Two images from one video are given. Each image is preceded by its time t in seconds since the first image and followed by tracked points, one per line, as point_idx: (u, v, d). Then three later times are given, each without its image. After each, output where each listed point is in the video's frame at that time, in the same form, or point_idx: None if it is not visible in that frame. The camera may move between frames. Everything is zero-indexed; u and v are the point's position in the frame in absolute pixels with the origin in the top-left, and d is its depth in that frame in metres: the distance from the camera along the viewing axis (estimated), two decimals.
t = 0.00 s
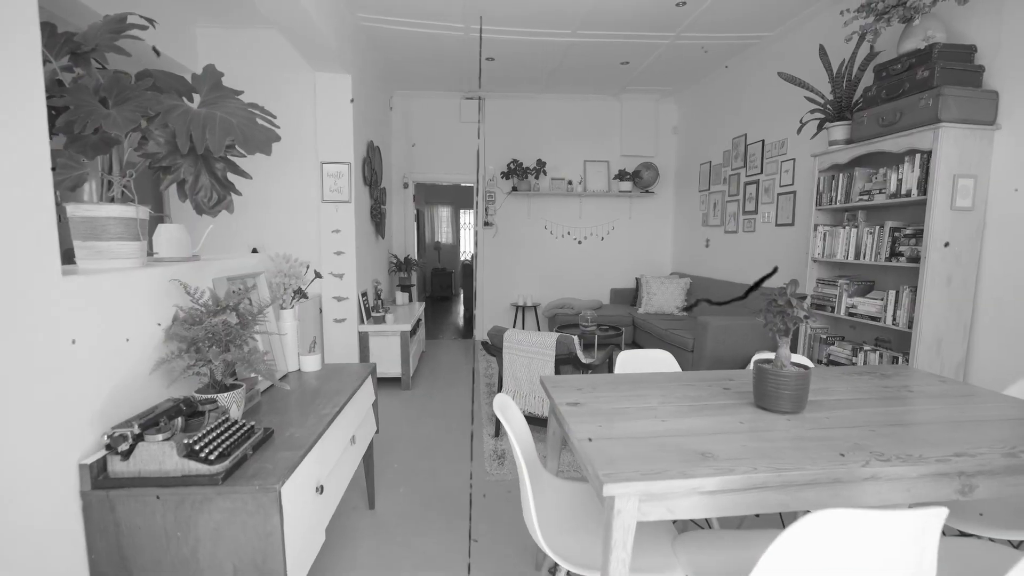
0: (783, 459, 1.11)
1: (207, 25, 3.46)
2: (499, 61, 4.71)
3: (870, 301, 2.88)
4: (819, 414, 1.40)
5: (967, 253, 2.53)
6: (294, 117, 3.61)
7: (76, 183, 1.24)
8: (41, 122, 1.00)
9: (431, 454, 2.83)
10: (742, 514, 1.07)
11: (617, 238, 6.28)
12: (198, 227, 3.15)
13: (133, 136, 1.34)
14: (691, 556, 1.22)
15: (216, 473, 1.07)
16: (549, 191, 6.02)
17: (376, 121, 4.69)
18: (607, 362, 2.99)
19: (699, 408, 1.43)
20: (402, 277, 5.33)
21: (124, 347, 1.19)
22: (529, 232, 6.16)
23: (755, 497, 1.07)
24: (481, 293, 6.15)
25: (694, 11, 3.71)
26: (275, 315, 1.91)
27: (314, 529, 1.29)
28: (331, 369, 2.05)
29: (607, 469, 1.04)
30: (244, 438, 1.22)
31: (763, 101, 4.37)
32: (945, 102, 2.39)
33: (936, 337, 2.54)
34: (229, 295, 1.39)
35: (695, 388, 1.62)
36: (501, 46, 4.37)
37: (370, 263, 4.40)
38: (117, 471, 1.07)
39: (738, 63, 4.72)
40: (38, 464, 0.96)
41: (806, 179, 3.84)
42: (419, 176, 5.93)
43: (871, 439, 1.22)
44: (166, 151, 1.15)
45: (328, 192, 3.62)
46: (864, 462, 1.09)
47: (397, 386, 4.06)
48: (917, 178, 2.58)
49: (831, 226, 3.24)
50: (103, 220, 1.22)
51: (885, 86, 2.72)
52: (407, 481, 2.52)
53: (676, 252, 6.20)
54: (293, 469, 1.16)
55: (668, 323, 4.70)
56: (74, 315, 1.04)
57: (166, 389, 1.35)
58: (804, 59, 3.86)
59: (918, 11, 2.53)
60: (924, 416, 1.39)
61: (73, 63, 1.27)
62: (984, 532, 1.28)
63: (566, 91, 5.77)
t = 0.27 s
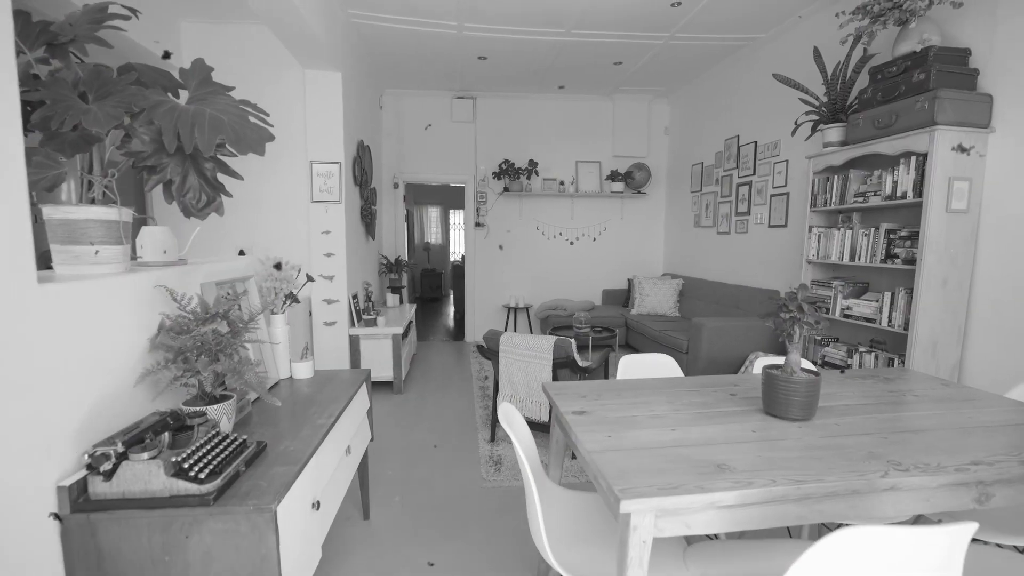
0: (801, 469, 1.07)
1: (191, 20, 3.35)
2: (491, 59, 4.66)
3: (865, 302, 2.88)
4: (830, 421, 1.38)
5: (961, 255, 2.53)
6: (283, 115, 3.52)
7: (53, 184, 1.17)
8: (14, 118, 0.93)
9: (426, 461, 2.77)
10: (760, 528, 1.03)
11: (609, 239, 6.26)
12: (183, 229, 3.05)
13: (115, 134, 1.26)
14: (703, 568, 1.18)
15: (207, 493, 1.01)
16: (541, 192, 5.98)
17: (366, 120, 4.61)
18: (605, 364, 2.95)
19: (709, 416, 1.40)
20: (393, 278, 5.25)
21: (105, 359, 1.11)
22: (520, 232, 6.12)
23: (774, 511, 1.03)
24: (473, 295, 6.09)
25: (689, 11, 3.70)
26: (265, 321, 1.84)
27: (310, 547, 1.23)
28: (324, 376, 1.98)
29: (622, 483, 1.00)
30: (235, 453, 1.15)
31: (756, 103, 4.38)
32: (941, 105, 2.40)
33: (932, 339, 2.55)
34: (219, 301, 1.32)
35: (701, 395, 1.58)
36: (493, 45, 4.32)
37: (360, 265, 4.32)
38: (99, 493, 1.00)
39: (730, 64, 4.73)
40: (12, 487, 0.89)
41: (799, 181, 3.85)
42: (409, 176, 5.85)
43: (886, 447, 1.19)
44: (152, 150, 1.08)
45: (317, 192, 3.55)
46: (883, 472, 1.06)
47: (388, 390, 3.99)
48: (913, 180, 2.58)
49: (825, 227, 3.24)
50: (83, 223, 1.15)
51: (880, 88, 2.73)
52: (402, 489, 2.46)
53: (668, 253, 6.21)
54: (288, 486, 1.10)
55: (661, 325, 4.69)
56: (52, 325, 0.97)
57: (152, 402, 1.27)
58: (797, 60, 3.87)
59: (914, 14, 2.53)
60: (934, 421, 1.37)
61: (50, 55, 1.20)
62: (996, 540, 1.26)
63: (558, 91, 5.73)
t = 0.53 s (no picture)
0: (824, 480, 1.04)
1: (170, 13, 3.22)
2: (480, 58, 4.59)
3: (857, 304, 2.90)
4: (842, 428, 1.35)
5: (953, 257, 2.55)
6: (267, 112, 3.41)
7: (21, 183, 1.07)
8: None
9: (418, 469, 2.69)
10: (784, 543, 0.99)
11: (597, 240, 6.25)
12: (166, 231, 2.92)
13: (90, 129, 1.17)
14: None
15: (198, 519, 0.93)
16: (529, 193, 5.93)
17: (352, 119, 4.51)
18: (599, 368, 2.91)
19: (720, 424, 1.36)
20: (379, 280, 5.14)
21: (82, 374, 1.02)
22: (509, 233, 6.06)
23: (798, 525, 0.99)
24: (460, 297, 6.01)
25: (681, 12, 3.69)
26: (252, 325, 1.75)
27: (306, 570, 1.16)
28: (315, 384, 1.90)
29: (643, 500, 0.95)
30: (226, 472, 1.07)
31: (744, 104, 4.40)
32: (933, 108, 2.41)
33: (924, 340, 2.56)
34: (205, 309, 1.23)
35: (709, 401, 1.55)
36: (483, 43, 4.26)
37: (347, 267, 4.21)
38: (76, 522, 0.91)
39: (718, 65, 4.75)
40: None
41: (788, 182, 3.88)
42: (395, 176, 5.74)
43: (903, 455, 1.16)
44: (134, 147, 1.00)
45: (303, 192, 3.44)
46: (906, 483, 1.03)
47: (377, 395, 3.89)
48: (905, 183, 2.60)
49: (816, 229, 3.26)
50: (56, 226, 1.06)
51: (872, 91, 2.74)
52: (395, 499, 2.38)
53: (656, 254, 6.22)
54: (284, 508, 1.02)
55: (651, 326, 4.67)
56: (22, 339, 0.88)
57: (134, 419, 1.18)
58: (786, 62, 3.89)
59: (906, 18, 2.55)
60: (945, 427, 1.35)
61: (16, 41, 1.09)
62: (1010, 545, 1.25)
63: (546, 90, 5.70)
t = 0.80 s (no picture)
0: (837, 496, 1.02)
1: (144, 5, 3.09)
2: (466, 57, 4.54)
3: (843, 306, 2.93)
4: (845, 437, 1.34)
5: (936, 260, 2.58)
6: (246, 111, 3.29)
7: None
8: None
9: (407, 478, 2.63)
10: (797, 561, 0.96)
11: (583, 242, 6.24)
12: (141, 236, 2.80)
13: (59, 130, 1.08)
14: None
15: (182, 553, 0.86)
16: (514, 194, 5.88)
17: (334, 118, 4.40)
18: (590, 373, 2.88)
19: (724, 435, 1.33)
20: (362, 283, 5.03)
21: (52, 396, 0.94)
22: (494, 235, 6.01)
23: (812, 543, 0.97)
24: (445, 299, 5.93)
25: (669, 14, 3.69)
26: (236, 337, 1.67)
27: None
28: (302, 396, 1.83)
29: (656, 521, 0.92)
30: (212, 498, 1.01)
31: (730, 107, 4.43)
32: (919, 113, 2.44)
33: (909, 342, 2.59)
34: (187, 323, 1.16)
35: (710, 410, 1.52)
36: (469, 43, 4.20)
37: (330, 270, 4.11)
38: (45, 560, 0.84)
39: (703, 68, 4.78)
40: None
41: (772, 185, 3.92)
42: (378, 176, 5.64)
43: (910, 466, 1.15)
44: (108, 149, 0.92)
45: (284, 194, 3.34)
46: (918, 496, 1.01)
47: (362, 402, 3.80)
48: (890, 188, 2.63)
49: (802, 232, 3.30)
50: (21, 234, 0.98)
51: (858, 96, 2.77)
52: (384, 511, 2.31)
53: (641, 255, 6.24)
54: (276, 537, 0.96)
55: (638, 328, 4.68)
56: None
57: (110, 443, 1.10)
58: (771, 66, 3.93)
59: (890, 24, 2.59)
60: (946, 435, 1.34)
61: None
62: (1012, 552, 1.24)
63: (531, 91, 5.66)
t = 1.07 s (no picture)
0: (847, 506, 0.99)
1: None
2: (452, 56, 4.48)
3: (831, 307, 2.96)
4: (847, 442, 1.32)
5: (922, 261, 2.62)
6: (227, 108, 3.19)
7: None
8: None
9: (397, 486, 2.56)
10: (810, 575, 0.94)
11: (569, 242, 6.22)
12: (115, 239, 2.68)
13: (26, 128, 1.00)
14: None
15: None
16: (500, 194, 5.83)
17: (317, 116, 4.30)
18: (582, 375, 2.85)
19: (726, 442, 1.31)
20: (347, 285, 4.94)
21: (17, 416, 0.86)
22: (480, 235, 5.95)
23: (824, 556, 0.94)
24: (431, 301, 5.84)
25: (657, 14, 3.69)
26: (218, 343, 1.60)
27: None
28: (287, 405, 1.77)
29: (667, 538, 0.88)
30: (196, 520, 0.94)
31: (716, 109, 4.45)
32: (906, 117, 2.47)
33: (896, 342, 2.62)
34: (167, 333, 1.09)
35: (709, 416, 1.50)
36: (455, 41, 4.14)
37: (313, 271, 4.01)
38: None
39: (689, 70, 4.80)
40: None
41: (759, 186, 3.94)
42: (363, 176, 5.54)
43: (915, 472, 1.13)
44: (80, 148, 0.85)
45: (266, 194, 3.25)
46: (927, 505, 1.00)
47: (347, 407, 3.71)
48: (877, 190, 2.66)
49: (790, 233, 3.32)
50: None
51: (846, 99, 2.78)
52: (373, 520, 2.24)
53: (627, 256, 6.24)
54: (265, 561, 0.90)
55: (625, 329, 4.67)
56: None
57: (84, 464, 1.03)
58: (757, 69, 3.96)
59: (877, 28, 2.62)
60: (945, 439, 1.34)
61: None
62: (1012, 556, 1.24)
63: (518, 90, 5.62)
